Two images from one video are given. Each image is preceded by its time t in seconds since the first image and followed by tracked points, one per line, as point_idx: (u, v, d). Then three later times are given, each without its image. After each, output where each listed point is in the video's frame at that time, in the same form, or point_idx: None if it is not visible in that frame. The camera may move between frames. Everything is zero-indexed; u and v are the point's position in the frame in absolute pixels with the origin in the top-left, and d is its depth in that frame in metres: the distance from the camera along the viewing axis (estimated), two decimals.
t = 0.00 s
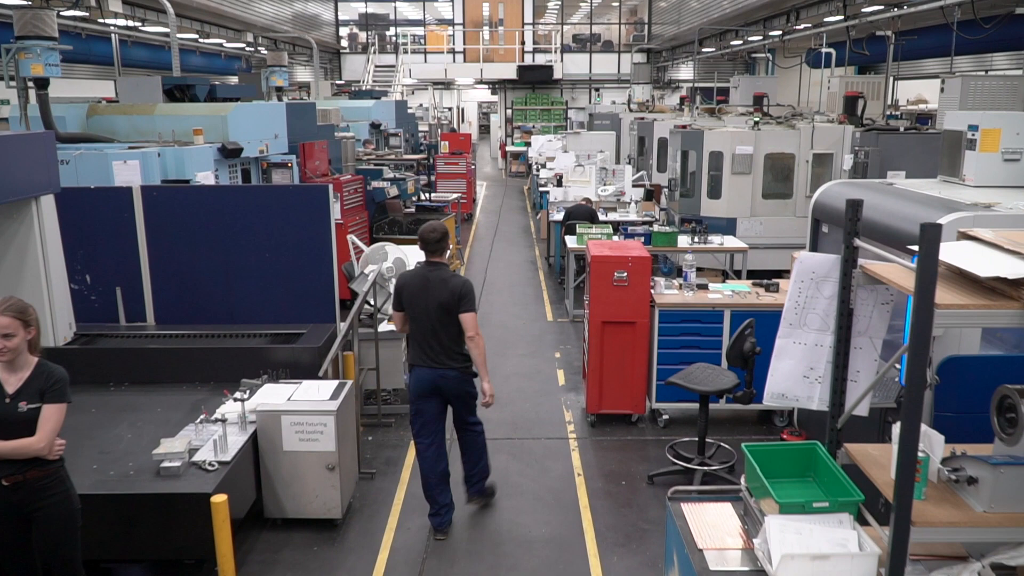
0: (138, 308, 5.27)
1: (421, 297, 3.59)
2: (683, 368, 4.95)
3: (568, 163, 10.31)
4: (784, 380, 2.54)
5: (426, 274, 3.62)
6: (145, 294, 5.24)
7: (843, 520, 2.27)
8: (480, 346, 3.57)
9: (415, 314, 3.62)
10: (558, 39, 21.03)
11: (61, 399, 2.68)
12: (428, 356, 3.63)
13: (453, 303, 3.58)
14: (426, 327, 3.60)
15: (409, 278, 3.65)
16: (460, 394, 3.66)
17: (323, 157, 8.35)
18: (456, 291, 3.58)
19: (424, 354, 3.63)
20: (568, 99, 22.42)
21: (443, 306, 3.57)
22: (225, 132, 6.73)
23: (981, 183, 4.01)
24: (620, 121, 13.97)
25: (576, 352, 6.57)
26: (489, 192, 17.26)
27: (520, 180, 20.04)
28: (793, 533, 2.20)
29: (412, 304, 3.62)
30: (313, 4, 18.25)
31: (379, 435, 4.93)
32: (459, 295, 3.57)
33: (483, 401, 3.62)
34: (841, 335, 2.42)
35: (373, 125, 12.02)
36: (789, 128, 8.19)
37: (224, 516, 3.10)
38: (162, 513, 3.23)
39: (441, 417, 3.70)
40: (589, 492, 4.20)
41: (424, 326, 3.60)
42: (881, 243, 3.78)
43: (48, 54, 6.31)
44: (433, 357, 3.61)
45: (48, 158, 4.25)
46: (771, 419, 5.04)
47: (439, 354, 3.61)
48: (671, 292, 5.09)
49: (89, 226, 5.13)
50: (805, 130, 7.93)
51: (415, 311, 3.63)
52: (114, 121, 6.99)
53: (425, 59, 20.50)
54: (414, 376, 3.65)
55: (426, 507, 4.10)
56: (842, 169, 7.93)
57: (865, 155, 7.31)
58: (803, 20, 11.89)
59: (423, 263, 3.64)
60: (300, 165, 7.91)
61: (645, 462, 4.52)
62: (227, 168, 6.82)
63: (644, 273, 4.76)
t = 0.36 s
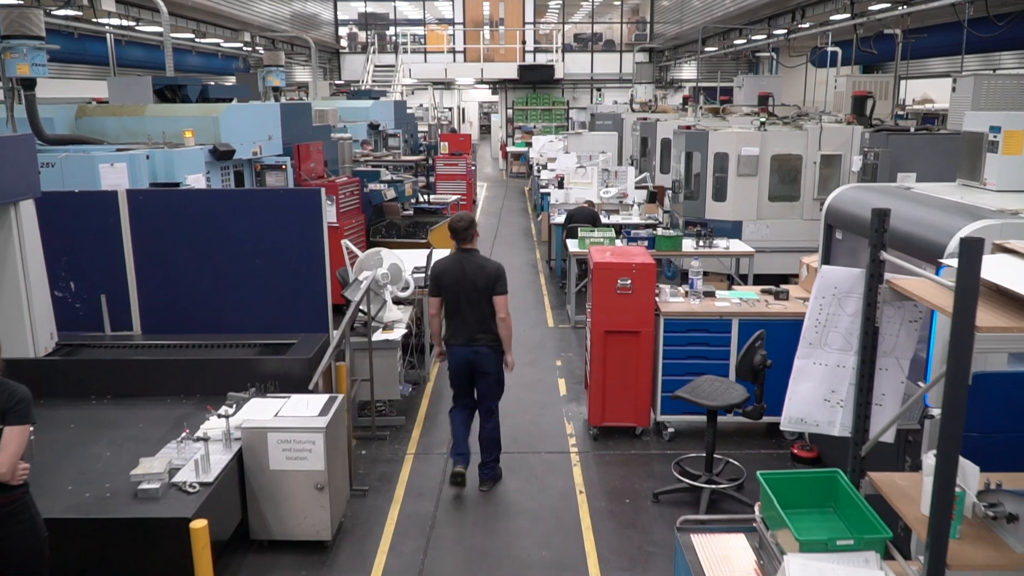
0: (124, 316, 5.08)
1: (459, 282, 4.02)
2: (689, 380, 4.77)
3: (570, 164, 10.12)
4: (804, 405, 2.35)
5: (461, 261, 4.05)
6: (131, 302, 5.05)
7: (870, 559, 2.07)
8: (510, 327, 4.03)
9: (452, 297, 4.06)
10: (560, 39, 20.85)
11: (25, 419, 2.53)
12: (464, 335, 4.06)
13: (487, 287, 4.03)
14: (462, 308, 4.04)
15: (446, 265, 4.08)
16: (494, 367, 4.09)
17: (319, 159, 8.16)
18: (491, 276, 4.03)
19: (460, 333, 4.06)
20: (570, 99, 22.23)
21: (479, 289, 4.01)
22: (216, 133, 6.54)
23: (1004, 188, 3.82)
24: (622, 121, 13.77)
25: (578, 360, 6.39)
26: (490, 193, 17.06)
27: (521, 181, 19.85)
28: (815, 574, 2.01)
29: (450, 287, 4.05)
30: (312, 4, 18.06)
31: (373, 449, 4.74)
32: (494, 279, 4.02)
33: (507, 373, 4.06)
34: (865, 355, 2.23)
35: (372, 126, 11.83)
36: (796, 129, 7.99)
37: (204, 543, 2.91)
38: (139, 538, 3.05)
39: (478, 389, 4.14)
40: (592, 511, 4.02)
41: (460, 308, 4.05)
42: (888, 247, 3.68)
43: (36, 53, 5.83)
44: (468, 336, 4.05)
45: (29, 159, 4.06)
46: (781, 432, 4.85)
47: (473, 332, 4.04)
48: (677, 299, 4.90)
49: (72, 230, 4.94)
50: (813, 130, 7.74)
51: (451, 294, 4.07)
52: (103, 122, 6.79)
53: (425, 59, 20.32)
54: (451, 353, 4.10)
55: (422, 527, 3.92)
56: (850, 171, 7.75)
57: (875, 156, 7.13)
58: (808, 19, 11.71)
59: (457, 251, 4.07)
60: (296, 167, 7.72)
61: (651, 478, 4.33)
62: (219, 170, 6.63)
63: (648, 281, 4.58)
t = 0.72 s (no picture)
0: (108, 324, 4.88)
1: (473, 272, 4.34)
2: (696, 392, 4.56)
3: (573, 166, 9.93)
4: (829, 434, 2.15)
5: (474, 252, 4.37)
6: (115, 309, 4.85)
7: None
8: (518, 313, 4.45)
9: (465, 285, 4.37)
10: (563, 38, 20.65)
11: None
12: (476, 321, 4.37)
13: (499, 278, 4.37)
14: (476, 293, 4.35)
15: (459, 258, 4.41)
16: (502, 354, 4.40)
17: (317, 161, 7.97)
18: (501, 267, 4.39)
19: (473, 320, 4.37)
20: (573, 99, 22.02)
21: (493, 280, 4.35)
22: (208, 134, 6.35)
23: None
24: (626, 121, 13.56)
25: (580, 368, 6.19)
26: (491, 194, 16.87)
27: (523, 182, 19.66)
28: None
29: (464, 277, 4.37)
30: (313, 3, 17.88)
31: (366, 464, 4.55)
32: (506, 270, 4.36)
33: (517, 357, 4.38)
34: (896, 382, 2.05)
35: (371, 126, 11.64)
36: (805, 130, 7.79)
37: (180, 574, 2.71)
38: (112, 568, 2.85)
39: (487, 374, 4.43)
40: (596, 532, 3.82)
41: (472, 296, 4.37)
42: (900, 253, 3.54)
43: (21, 53, 5.38)
44: (481, 323, 4.36)
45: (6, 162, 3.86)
46: (793, 446, 4.65)
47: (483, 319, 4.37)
48: (685, 308, 4.69)
49: (54, 235, 4.75)
50: (822, 131, 7.54)
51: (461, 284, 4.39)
52: (92, 123, 6.61)
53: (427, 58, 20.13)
54: (463, 338, 4.40)
55: (416, 550, 3.72)
56: (860, 173, 7.54)
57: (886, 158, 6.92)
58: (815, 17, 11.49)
59: (469, 244, 4.39)
60: (291, 169, 7.54)
61: (657, 497, 4.13)
62: (211, 172, 6.44)
63: (654, 290, 4.40)
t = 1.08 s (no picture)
0: (93, 335, 4.67)
1: (482, 260, 4.49)
2: (707, 405, 4.36)
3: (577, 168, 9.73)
4: (866, 470, 2.04)
5: (485, 243, 4.53)
6: (101, 319, 4.64)
7: None
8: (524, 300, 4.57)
9: (474, 273, 4.53)
10: (566, 38, 20.47)
11: None
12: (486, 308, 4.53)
13: (508, 266, 4.53)
14: (486, 280, 4.51)
15: (469, 246, 4.57)
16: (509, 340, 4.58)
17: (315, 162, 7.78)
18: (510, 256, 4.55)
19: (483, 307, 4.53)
20: (575, 99, 21.83)
21: (501, 269, 4.50)
22: (202, 135, 6.16)
23: None
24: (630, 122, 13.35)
25: (585, 377, 5.99)
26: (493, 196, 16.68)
27: (525, 183, 19.46)
28: None
29: (474, 266, 4.53)
30: (314, 2, 17.71)
31: (362, 481, 4.35)
32: (514, 259, 4.52)
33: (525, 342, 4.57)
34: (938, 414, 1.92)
35: (372, 126, 11.43)
36: (815, 131, 7.60)
37: None
38: None
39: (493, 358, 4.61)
40: (604, 557, 3.61)
41: (482, 283, 4.53)
42: (926, 262, 3.35)
43: (8, 50, 5.17)
44: (491, 310, 4.52)
45: None
46: (808, 463, 4.46)
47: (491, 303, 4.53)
48: (695, 318, 4.50)
49: (37, 242, 4.55)
50: (833, 133, 7.35)
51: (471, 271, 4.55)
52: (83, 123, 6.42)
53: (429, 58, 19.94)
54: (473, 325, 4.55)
55: None
56: (872, 176, 7.35)
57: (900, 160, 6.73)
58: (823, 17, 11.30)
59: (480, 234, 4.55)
60: (288, 170, 7.35)
61: (667, 518, 3.93)
62: (204, 173, 6.25)
63: (663, 298, 4.21)
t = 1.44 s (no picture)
0: (79, 345, 4.46)
1: (498, 247, 4.89)
2: (722, 421, 4.14)
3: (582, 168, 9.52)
4: (920, 521, 1.90)
5: (499, 231, 4.93)
6: (87, 328, 4.43)
7: None
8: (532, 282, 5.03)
9: (489, 259, 4.93)
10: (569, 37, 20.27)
11: None
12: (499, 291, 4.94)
13: (519, 252, 4.95)
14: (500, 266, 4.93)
15: (483, 234, 4.96)
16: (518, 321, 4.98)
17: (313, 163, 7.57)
18: (522, 242, 4.97)
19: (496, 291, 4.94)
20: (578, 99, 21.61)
21: (514, 255, 4.92)
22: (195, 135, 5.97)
23: None
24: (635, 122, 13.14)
25: (591, 387, 5.78)
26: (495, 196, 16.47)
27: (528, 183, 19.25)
28: None
29: (489, 253, 4.92)
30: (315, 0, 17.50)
31: (358, 501, 4.13)
32: (526, 245, 4.95)
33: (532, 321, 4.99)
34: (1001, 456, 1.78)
35: (372, 126, 11.22)
36: (828, 133, 7.38)
37: None
38: None
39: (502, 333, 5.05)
40: None
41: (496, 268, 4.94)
42: (955, 271, 3.19)
43: None
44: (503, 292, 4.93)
45: None
46: (826, 481, 4.25)
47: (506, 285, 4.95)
48: (709, 328, 4.29)
49: (19, 248, 4.34)
50: (846, 134, 7.14)
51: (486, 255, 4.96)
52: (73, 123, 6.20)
53: (431, 57, 19.73)
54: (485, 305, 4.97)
55: None
56: (887, 178, 7.13)
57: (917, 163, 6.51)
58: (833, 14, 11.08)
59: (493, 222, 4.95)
60: (285, 171, 7.15)
61: (681, 543, 3.72)
62: (197, 175, 6.05)
63: (676, 308, 4.00)
